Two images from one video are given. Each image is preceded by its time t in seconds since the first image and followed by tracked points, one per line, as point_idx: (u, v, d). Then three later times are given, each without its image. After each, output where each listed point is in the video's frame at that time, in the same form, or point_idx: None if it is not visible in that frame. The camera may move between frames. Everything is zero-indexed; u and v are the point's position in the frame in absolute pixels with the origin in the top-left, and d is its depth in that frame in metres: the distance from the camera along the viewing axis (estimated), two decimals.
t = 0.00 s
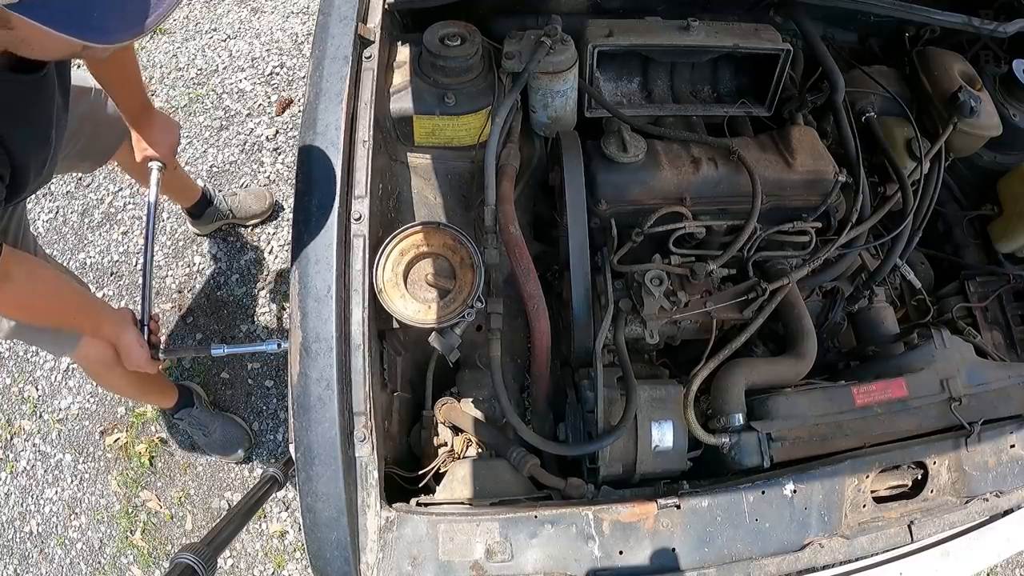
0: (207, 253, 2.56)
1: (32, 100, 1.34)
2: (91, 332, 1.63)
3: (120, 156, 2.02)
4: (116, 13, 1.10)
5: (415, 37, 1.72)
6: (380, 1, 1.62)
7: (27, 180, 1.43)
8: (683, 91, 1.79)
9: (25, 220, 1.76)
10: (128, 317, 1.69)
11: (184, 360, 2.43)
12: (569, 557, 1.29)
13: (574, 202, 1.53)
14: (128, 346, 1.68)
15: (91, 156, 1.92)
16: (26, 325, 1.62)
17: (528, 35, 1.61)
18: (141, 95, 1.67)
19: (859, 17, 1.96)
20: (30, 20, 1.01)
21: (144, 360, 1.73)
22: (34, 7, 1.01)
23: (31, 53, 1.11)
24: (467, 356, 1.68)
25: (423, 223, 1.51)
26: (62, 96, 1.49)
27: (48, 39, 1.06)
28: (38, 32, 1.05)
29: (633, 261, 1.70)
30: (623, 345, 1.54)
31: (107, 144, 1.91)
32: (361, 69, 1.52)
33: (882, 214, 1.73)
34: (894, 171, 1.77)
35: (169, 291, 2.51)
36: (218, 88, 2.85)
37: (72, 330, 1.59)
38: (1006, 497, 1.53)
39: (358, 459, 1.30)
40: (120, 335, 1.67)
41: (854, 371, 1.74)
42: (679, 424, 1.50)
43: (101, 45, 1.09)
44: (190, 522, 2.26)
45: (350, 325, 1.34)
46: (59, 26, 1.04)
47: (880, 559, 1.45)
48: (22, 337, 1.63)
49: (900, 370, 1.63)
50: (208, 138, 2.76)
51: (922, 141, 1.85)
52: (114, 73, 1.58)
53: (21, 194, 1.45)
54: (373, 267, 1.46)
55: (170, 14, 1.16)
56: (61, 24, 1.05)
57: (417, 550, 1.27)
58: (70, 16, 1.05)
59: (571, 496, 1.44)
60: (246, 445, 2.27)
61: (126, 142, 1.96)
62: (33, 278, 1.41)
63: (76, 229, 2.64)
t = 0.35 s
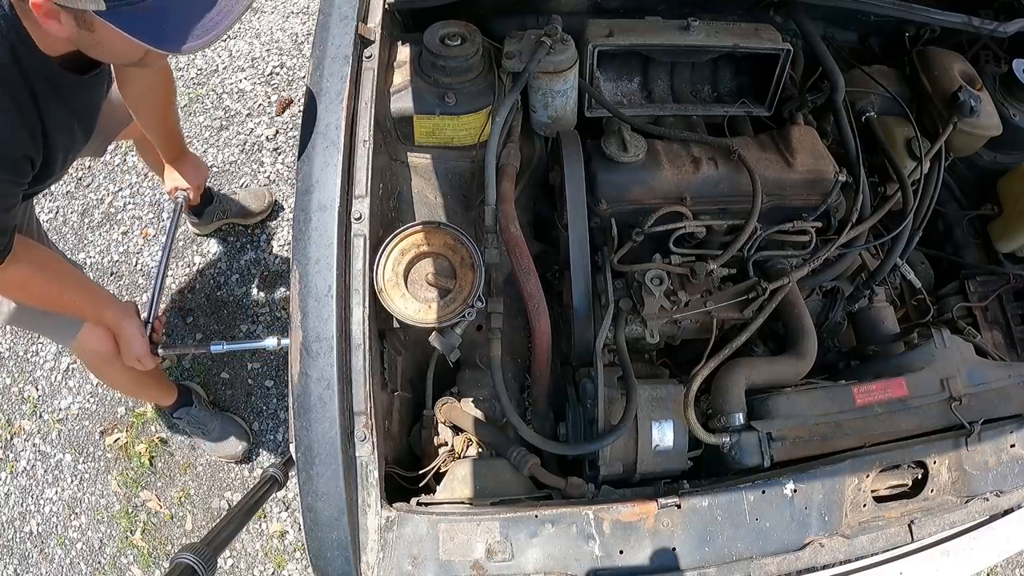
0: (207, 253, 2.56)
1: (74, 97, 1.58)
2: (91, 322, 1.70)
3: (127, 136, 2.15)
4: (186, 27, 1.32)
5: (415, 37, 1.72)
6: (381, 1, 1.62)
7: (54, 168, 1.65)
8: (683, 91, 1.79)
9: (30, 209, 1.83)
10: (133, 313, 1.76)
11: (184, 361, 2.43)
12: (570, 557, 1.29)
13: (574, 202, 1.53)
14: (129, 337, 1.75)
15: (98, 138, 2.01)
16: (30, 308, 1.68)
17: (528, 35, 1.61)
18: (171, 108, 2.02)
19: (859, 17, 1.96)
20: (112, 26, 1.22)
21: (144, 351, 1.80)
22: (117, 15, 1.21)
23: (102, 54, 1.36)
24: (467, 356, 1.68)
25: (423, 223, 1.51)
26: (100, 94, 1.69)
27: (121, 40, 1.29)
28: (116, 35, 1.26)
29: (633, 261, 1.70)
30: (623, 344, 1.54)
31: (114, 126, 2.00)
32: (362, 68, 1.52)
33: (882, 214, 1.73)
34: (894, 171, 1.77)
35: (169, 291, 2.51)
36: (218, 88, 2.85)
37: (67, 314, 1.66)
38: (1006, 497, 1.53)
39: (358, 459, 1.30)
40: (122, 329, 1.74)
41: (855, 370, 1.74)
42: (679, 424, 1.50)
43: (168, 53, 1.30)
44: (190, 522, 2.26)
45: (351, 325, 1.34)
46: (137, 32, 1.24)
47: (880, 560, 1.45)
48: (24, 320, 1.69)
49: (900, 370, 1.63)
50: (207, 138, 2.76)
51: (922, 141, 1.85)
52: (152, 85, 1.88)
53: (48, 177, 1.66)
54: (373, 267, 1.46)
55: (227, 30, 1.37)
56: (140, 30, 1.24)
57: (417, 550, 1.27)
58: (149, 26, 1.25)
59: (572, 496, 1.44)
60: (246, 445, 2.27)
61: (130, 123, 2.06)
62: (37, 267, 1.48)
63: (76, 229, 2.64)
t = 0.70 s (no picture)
0: (207, 253, 2.56)
1: (87, 110, 1.58)
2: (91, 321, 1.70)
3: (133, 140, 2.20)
4: (196, 44, 1.36)
5: (415, 36, 1.72)
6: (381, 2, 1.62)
7: (58, 176, 1.66)
8: (683, 91, 1.79)
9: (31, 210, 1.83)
10: (133, 313, 1.76)
11: (184, 361, 2.43)
12: (570, 557, 1.29)
13: (574, 202, 1.53)
14: (129, 337, 1.76)
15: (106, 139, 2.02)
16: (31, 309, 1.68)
17: (528, 35, 1.61)
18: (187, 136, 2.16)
19: (859, 17, 1.96)
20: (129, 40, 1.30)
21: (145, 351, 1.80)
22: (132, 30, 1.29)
23: (120, 71, 1.42)
24: (467, 356, 1.68)
25: (423, 223, 1.51)
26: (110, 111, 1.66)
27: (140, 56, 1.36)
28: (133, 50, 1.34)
29: (633, 261, 1.70)
30: (623, 345, 1.54)
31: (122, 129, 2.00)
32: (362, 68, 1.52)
33: (882, 214, 1.73)
34: (894, 171, 1.77)
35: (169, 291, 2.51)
36: (218, 88, 2.85)
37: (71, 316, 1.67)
38: (1006, 497, 1.53)
39: (358, 459, 1.29)
40: (123, 329, 1.74)
41: (855, 370, 1.74)
42: (679, 424, 1.50)
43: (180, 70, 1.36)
44: (190, 522, 2.26)
45: (351, 325, 1.34)
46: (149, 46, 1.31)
47: (881, 560, 1.45)
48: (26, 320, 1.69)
49: (900, 370, 1.63)
50: (207, 138, 2.76)
51: (922, 141, 1.85)
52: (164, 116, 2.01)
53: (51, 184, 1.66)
54: (373, 267, 1.46)
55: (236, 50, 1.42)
56: (152, 44, 1.32)
57: (417, 550, 1.27)
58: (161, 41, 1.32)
59: (572, 496, 1.44)
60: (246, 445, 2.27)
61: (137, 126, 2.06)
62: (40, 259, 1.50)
63: (76, 229, 2.64)
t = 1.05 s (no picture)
0: (207, 253, 2.56)
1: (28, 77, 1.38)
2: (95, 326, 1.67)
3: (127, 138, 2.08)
4: None
5: (414, 37, 1.72)
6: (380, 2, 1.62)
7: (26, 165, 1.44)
8: (683, 91, 1.78)
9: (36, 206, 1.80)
10: (136, 317, 1.73)
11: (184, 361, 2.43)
12: (569, 558, 1.29)
13: (573, 203, 1.53)
14: (132, 343, 1.73)
15: (103, 136, 1.99)
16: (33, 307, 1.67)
17: (528, 35, 1.61)
18: (164, 62, 1.71)
19: (859, 17, 1.96)
20: None
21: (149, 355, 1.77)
22: None
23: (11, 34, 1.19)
24: (467, 357, 1.68)
25: (423, 223, 1.51)
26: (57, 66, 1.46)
27: None
28: None
29: (633, 261, 1.70)
30: (623, 345, 1.54)
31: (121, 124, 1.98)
32: (361, 69, 1.52)
33: (882, 214, 1.73)
34: (894, 171, 1.77)
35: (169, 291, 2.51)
36: (218, 88, 2.85)
37: (81, 317, 1.61)
38: (1006, 498, 1.53)
39: (358, 459, 1.29)
40: (130, 333, 1.71)
41: (854, 371, 1.74)
42: (678, 425, 1.50)
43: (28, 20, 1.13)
44: (189, 522, 2.26)
45: (351, 325, 1.34)
46: None
47: (881, 560, 1.45)
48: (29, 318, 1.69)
49: (900, 370, 1.63)
50: (207, 138, 2.76)
51: (922, 141, 1.84)
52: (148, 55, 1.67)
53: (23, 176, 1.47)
54: (373, 267, 1.46)
55: None
56: None
57: (417, 550, 1.27)
58: None
59: (571, 496, 1.44)
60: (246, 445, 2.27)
61: (137, 120, 2.00)
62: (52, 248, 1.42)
63: (76, 229, 2.64)
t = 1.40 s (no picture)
0: (208, 253, 2.56)
1: None
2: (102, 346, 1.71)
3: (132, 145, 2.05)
4: None
5: (415, 37, 1.72)
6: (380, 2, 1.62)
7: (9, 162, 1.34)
8: (683, 91, 1.79)
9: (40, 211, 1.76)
10: (141, 332, 1.77)
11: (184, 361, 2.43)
12: (569, 557, 1.29)
13: (574, 203, 1.53)
14: (135, 358, 1.77)
15: (106, 140, 1.93)
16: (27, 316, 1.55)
17: (528, 35, 1.61)
18: None
19: (859, 17, 1.96)
20: None
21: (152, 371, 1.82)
22: None
23: None
24: (467, 356, 1.68)
25: (423, 223, 1.51)
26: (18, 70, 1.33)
27: None
28: None
29: (633, 261, 1.70)
30: (623, 345, 1.54)
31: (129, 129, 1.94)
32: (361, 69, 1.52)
33: (882, 214, 1.73)
34: (894, 171, 1.77)
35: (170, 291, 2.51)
36: (218, 88, 2.85)
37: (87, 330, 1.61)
38: (1006, 497, 1.53)
39: (358, 459, 1.29)
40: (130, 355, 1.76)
41: (854, 371, 1.74)
42: (678, 425, 1.51)
43: None
44: (190, 522, 2.26)
45: (351, 325, 1.34)
46: None
47: (880, 560, 1.45)
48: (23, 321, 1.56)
49: (900, 370, 1.63)
50: (208, 138, 2.76)
51: (922, 141, 1.84)
52: None
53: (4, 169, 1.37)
54: (373, 267, 1.46)
55: None
56: None
57: (417, 550, 1.27)
58: None
59: (571, 496, 1.44)
60: (246, 445, 2.27)
61: (142, 126, 1.98)
62: (66, 260, 1.46)
63: (76, 229, 2.64)
